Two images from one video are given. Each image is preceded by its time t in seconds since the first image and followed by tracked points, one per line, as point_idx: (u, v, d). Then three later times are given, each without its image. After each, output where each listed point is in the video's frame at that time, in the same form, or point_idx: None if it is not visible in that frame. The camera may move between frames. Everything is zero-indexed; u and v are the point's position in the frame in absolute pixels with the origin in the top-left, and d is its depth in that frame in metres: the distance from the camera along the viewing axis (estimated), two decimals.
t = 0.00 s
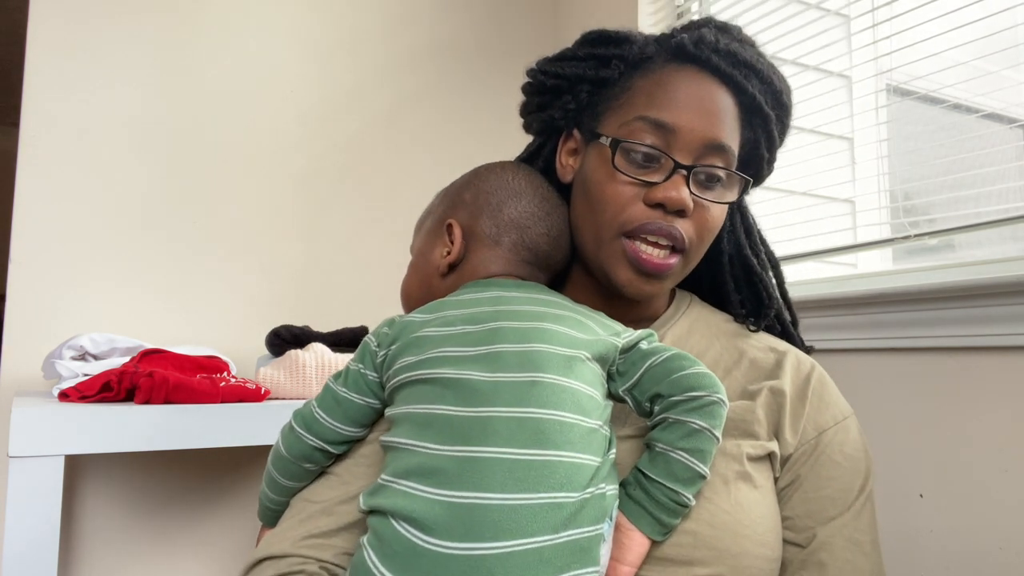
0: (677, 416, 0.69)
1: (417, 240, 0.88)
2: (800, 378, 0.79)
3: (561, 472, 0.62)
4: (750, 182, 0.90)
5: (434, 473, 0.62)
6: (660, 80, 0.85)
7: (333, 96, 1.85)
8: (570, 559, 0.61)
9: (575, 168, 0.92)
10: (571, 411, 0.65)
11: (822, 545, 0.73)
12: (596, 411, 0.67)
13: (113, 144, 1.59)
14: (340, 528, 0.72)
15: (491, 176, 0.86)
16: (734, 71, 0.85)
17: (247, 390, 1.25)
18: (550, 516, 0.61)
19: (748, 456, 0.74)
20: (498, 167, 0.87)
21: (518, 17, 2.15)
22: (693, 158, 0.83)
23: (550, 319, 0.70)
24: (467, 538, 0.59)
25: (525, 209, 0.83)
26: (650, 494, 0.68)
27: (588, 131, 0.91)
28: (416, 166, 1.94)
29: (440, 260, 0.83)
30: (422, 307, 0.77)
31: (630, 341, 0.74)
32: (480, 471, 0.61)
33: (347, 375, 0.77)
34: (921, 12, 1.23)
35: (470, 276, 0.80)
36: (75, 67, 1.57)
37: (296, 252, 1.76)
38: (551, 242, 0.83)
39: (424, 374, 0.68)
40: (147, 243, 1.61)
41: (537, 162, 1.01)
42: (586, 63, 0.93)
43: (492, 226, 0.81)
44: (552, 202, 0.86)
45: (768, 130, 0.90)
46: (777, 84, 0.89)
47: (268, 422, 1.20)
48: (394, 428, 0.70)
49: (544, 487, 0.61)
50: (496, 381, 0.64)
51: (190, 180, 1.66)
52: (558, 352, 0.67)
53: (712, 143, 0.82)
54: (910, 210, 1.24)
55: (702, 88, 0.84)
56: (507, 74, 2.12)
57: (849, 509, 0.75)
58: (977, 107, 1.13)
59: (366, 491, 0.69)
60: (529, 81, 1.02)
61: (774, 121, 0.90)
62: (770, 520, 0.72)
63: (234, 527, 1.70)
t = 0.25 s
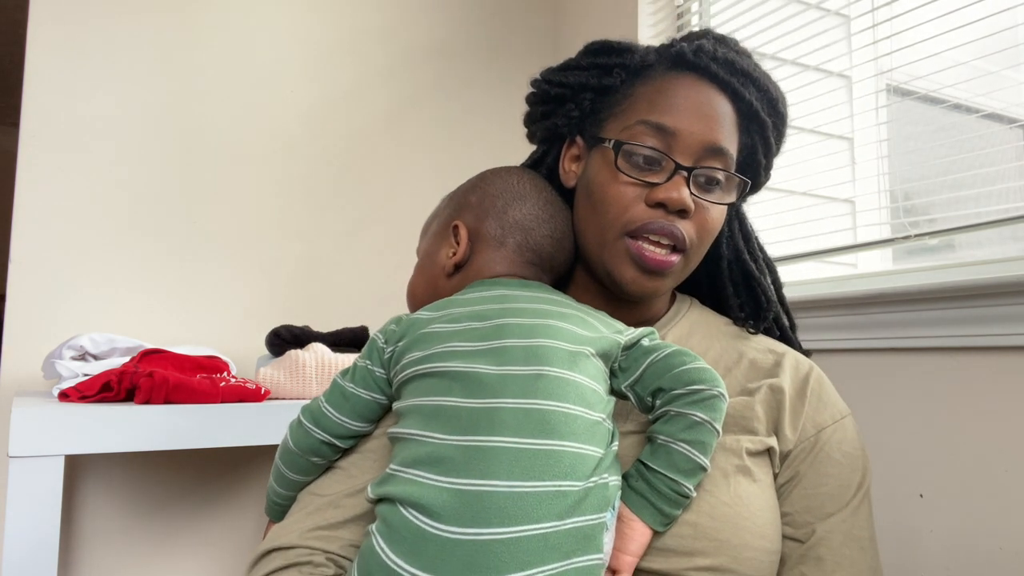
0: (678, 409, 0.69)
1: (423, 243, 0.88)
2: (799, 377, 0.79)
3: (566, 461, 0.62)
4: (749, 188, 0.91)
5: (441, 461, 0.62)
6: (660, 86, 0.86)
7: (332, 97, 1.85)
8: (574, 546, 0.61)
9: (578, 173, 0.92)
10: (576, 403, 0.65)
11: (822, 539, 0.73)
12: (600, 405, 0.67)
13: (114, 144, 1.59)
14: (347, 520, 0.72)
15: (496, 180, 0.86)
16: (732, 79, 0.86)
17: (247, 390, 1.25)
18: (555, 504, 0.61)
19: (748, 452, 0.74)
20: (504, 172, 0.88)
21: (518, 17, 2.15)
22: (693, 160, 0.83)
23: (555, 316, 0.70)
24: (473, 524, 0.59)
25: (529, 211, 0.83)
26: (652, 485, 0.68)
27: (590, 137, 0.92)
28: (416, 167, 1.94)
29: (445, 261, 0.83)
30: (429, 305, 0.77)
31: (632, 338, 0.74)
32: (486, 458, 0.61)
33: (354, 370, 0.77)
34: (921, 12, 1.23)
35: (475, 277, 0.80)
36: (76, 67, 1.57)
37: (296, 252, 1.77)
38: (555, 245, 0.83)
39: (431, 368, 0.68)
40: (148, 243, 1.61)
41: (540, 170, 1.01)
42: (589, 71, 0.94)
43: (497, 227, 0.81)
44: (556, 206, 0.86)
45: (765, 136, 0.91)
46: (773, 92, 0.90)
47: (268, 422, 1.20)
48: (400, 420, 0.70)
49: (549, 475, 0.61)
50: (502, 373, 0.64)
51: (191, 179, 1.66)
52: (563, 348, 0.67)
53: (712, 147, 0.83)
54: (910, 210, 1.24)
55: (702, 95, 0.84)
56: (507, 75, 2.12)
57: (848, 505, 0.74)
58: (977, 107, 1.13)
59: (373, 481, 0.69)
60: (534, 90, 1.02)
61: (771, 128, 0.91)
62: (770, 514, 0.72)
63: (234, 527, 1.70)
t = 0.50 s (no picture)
0: (680, 408, 0.69)
1: (425, 240, 0.88)
2: (802, 376, 0.79)
3: (567, 461, 0.62)
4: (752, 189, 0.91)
5: (441, 461, 0.62)
6: (665, 85, 0.86)
7: (332, 96, 1.85)
8: (575, 546, 0.61)
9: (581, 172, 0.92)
10: (577, 403, 0.65)
11: (824, 539, 0.73)
12: (601, 404, 0.67)
13: (113, 144, 1.59)
14: (348, 519, 0.72)
15: (500, 177, 0.86)
16: (737, 79, 0.86)
17: (247, 390, 1.25)
18: (556, 503, 0.61)
19: (750, 450, 0.74)
20: (507, 169, 0.88)
21: (517, 17, 2.15)
22: (698, 158, 0.83)
23: (557, 315, 0.70)
24: (473, 524, 0.59)
25: (532, 209, 0.83)
26: (654, 484, 0.68)
27: (593, 136, 0.92)
28: (416, 167, 1.94)
29: (446, 259, 0.83)
30: (430, 303, 0.77)
31: (634, 336, 0.74)
32: (487, 458, 0.61)
33: (355, 368, 0.77)
34: (921, 12, 1.23)
35: (477, 275, 0.79)
36: (76, 67, 1.57)
37: (296, 252, 1.77)
38: (557, 243, 0.83)
39: (433, 367, 0.68)
40: (147, 243, 1.61)
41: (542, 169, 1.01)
42: (594, 70, 0.94)
43: (500, 225, 0.81)
44: (559, 203, 0.86)
45: (769, 137, 0.91)
46: (776, 92, 0.90)
47: (268, 422, 1.20)
48: (401, 419, 0.70)
49: (550, 475, 0.61)
50: (504, 372, 0.64)
51: (191, 179, 1.66)
52: (564, 347, 0.67)
53: (717, 145, 0.83)
54: (910, 210, 1.24)
55: (707, 94, 0.85)
56: (507, 75, 2.12)
57: (850, 505, 0.74)
58: (977, 107, 1.13)
59: (374, 480, 0.69)
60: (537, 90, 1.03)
61: (775, 129, 0.91)
62: (771, 513, 0.72)
63: (234, 527, 1.70)
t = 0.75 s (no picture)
0: (682, 411, 0.69)
1: (422, 235, 0.88)
2: (806, 376, 0.79)
3: (564, 468, 0.62)
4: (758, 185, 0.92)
5: (436, 468, 0.62)
6: (668, 79, 0.86)
7: (332, 96, 1.85)
8: (572, 556, 0.61)
9: (583, 167, 0.93)
10: (575, 409, 0.64)
11: (829, 542, 0.73)
12: (600, 408, 0.67)
13: (114, 143, 1.59)
14: (342, 522, 0.72)
15: (498, 172, 0.86)
16: (742, 71, 0.86)
17: (247, 390, 1.25)
18: (553, 512, 0.61)
19: (752, 452, 0.74)
20: (505, 163, 0.87)
21: (517, 16, 2.14)
22: (702, 153, 0.83)
23: (555, 316, 0.70)
24: (469, 535, 0.59)
25: (531, 205, 0.82)
26: (654, 489, 0.68)
27: (596, 130, 0.92)
28: (416, 167, 1.94)
29: (444, 255, 0.83)
30: (426, 302, 0.77)
31: (635, 337, 0.74)
32: (483, 466, 0.61)
33: (350, 369, 0.77)
34: (921, 12, 1.23)
35: (474, 273, 0.79)
36: (75, 67, 1.57)
37: (296, 252, 1.77)
38: (556, 240, 0.83)
39: (429, 370, 0.68)
40: (148, 243, 1.61)
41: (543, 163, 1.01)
42: (596, 63, 0.94)
43: (498, 222, 0.81)
44: (558, 199, 0.85)
45: (775, 131, 0.91)
46: (783, 86, 0.90)
47: (268, 422, 1.20)
48: (398, 423, 0.70)
49: (547, 484, 0.61)
50: (501, 377, 0.64)
51: (190, 179, 1.66)
52: (563, 349, 0.67)
53: (722, 140, 0.83)
54: (910, 210, 1.24)
55: (712, 87, 0.85)
56: (507, 75, 2.12)
57: (855, 507, 0.75)
58: (977, 107, 1.13)
59: (368, 486, 0.69)
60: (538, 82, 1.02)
61: (781, 123, 0.91)
62: (774, 516, 0.72)
63: (234, 527, 1.70)
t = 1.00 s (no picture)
0: (682, 418, 0.69)
1: (419, 232, 0.88)
2: (809, 377, 0.79)
3: (560, 478, 0.62)
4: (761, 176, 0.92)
5: (430, 478, 0.62)
6: (670, 70, 0.87)
7: (332, 96, 1.85)
8: (568, 567, 0.61)
9: (582, 162, 0.93)
10: (571, 416, 0.64)
11: (830, 547, 0.73)
12: (598, 414, 0.67)
13: (114, 144, 1.59)
14: (336, 528, 0.72)
15: (495, 169, 0.85)
16: (744, 61, 0.87)
17: (247, 390, 1.25)
18: (548, 524, 0.61)
19: (753, 457, 0.74)
20: (501, 160, 0.87)
21: (518, 16, 2.14)
22: (706, 142, 0.83)
23: (551, 319, 0.70)
24: (463, 547, 0.59)
25: (528, 203, 0.82)
26: (653, 496, 0.68)
27: (595, 123, 0.92)
28: (416, 167, 1.94)
29: (440, 254, 0.83)
30: (422, 303, 0.77)
31: (633, 340, 0.74)
32: (477, 476, 0.61)
33: (344, 372, 0.77)
34: (921, 11, 1.23)
35: (470, 273, 0.79)
36: (75, 68, 1.57)
37: (296, 252, 1.76)
38: (554, 238, 0.83)
39: (424, 376, 0.68)
40: (147, 243, 1.61)
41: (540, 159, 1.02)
42: (595, 56, 0.95)
43: (495, 220, 0.81)
44: (556, 198, 0.85)
45: (776, 121, 0.91)
46: (785, 77, 0.91)
47: (268, 422, 1.20)
48: (392, 429, 0.69)
49: (542, 494, 0.61)
50: (495, 385, 0.64)
51: (190, 180, 1.66)
52: (560, 354, 0.67)
53: (725, 129, 0.83)
54: (910, 210, 1.24)
55: (715, 76, 0.85)
56: (507, 75, 2.12)
57: (857, 511, 0.75)
58: (977, 107, 1.13)
59: (362, 494, 0.69)
60: (535, 78, 1.03)
61: (783, 113, 0.91)
62: (775, 522, 0.72)
63: (234, 527, 1.70)
